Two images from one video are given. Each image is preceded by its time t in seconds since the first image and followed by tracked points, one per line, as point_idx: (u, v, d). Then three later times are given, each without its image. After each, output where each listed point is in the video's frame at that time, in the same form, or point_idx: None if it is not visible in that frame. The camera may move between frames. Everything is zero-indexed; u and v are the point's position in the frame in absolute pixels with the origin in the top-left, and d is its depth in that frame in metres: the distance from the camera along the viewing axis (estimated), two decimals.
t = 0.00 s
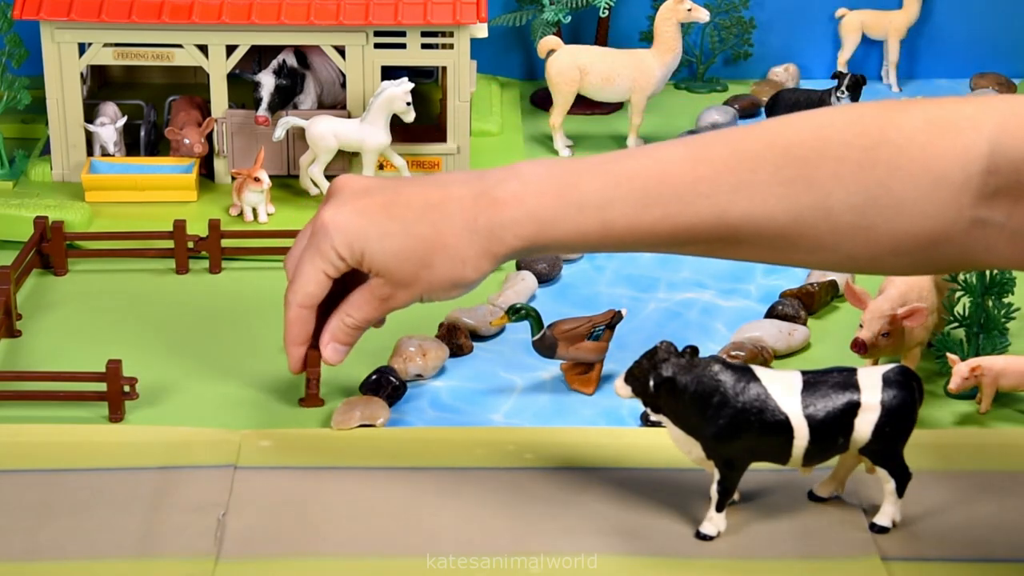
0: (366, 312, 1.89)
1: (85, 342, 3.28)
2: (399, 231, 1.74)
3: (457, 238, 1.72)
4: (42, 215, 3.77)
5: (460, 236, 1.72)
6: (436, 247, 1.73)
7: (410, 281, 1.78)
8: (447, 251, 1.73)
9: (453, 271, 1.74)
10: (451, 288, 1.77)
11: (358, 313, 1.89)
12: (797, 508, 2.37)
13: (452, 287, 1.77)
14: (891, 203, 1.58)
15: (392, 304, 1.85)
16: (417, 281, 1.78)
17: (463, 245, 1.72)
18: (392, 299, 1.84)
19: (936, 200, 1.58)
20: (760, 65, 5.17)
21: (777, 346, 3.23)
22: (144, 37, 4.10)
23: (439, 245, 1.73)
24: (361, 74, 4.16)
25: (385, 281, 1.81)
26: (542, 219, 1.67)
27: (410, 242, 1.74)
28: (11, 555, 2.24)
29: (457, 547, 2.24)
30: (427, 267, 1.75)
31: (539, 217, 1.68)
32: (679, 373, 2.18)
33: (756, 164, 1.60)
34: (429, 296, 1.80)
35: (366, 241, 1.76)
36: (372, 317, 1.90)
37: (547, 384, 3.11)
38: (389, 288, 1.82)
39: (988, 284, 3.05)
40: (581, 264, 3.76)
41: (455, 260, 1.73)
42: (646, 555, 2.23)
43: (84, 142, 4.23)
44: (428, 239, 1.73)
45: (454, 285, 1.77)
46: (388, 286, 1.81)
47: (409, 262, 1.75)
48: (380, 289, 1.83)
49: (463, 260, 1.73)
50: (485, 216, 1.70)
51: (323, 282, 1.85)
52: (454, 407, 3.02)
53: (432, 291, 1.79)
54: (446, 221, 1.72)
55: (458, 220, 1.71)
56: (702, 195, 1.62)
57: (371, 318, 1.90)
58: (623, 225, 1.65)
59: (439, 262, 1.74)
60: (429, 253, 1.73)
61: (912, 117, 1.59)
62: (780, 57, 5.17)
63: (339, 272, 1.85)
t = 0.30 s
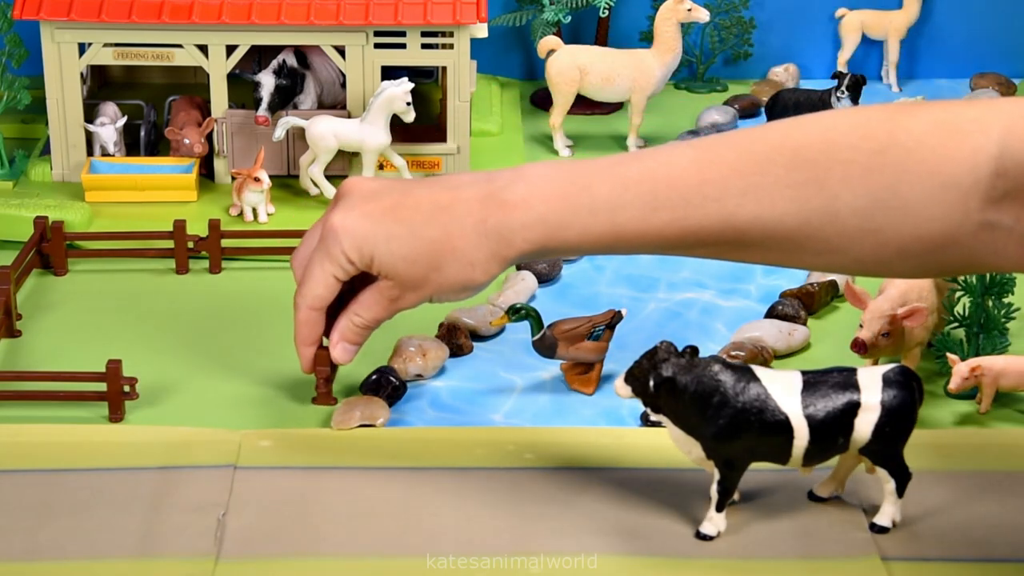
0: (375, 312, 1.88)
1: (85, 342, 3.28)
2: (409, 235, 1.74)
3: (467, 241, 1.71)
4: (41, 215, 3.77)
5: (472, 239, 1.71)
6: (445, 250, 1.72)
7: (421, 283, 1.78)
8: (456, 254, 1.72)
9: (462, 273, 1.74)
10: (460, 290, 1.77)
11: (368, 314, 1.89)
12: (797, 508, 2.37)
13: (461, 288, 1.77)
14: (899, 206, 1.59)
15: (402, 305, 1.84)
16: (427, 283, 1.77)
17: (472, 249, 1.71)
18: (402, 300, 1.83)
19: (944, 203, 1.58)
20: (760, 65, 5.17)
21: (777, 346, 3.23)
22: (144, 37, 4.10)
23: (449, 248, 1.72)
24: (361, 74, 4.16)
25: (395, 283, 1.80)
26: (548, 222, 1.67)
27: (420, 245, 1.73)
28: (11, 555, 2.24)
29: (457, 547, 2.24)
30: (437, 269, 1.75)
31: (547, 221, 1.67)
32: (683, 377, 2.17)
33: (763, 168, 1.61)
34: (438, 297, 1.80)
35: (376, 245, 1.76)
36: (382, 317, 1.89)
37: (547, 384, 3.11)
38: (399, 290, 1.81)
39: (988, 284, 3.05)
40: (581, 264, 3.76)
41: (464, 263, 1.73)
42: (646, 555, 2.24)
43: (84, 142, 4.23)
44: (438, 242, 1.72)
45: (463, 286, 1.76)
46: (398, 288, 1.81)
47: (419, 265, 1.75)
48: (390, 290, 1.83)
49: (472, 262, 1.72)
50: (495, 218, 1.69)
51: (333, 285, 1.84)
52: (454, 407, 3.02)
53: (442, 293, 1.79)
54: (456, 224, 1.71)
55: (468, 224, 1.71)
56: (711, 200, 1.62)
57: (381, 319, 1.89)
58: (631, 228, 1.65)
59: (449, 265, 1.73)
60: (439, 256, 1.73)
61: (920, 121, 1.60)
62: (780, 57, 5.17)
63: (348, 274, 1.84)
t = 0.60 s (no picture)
0: (379, 314, 1.84)
1: (86, 342, 3.28)
2: (415, 236, 1.71)
3: (472, 243, 1.69)
4: (42, 215, 3.77)
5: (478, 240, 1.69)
6: (450, 251, 1.70)
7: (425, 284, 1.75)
8: (460, 255, 1.70)
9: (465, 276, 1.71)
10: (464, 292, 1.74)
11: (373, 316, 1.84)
12: (797, 509, 2.37)
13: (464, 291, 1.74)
14: (902, 207, 1.60)
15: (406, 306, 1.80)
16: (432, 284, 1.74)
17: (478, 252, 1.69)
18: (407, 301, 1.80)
19: (949, 206, 1.59)
20: (760, 65, 5.17)
21: (777, 346, 3.24)
22: (144, 37, 4.10)
23: (454, 249, 1.70)
24: (361, 74, 4.16)
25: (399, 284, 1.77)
26: (550, 224, 1.67)
27: (425, 246, 1.71)
28: (11, 555, 2.24)
29: (457, 547, 2.24)
30: (441, 270, 1.72)
31: (548, 222, 1.66)
32: (685, 378, 2.17)
33: (768, 171, 1.61)
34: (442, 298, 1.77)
35: (381, 244, 1.73)
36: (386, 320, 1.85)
37: (547, 384, 3.11)
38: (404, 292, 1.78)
39: (988, 284, 3.05)
40: (581, 264, 3.76)
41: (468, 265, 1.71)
42: (646, 555, 2.24)
43: (84, 142, 4.23)
44: (442, 243, 1.70)
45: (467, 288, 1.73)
46: (402, 289, 1.78)
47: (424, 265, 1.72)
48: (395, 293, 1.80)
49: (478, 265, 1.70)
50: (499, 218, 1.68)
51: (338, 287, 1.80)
52: (454, 407, 3.02)
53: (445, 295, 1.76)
54: (461, 226, 1.69)
55: (473, 226, 1.69)
56: (715, 201, 1.62)
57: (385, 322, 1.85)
58: (636, 230, 1.64)
59: (453, 267, 1.71)
60: (444, 256, 1.71)
61: (925, 124, 1.60)
62: (780, 57, 5.17)
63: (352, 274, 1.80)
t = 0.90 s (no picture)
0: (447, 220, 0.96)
1: (86, 342, 3.28)
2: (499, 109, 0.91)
3: (555, 142, 0.90)
4: (41, 214, 3.77)
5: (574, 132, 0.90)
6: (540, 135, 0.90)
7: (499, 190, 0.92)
8: (543, 154, 0.90)
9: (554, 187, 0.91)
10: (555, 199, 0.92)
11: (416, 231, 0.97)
12: (797, 509, 2.37)
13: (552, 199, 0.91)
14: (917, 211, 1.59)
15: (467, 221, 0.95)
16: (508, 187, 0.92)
17: (555, 160, 0.90)
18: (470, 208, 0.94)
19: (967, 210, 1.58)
20: (760, 65, 5.17)
21: (777, 346, 3.23)
22: (144, 37, 4.10)
23: (546, 132, 0.90)
24: (361, 74, 4.16)
25: (463, 188, 0.94)
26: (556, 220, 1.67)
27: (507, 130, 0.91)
28: (11, 555, 2.24)
29: (457, 547, 2.24)
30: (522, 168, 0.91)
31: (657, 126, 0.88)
32: (687, 377, 2.17)
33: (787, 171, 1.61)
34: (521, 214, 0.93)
35: (446, 129, 0.92)
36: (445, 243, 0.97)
37: (547, 384, 3.11)
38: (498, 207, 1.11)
39: (988, 283, 3.05)
40: (581, 264, 3.76)
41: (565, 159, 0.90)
42: (646, 555, 2.23)
43: (84, 142, 4.23)
44: (527, 124, 0.90)
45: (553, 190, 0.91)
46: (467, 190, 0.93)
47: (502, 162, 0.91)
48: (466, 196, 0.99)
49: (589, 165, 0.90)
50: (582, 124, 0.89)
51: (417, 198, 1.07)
52: (454, 407, 3.02)
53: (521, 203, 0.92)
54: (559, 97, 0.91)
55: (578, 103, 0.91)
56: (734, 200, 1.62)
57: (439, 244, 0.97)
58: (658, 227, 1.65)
59: (540, 165, 0.90)
60: (527, 146, 0.90)
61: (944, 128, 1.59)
62: (781, 57, 5.17)
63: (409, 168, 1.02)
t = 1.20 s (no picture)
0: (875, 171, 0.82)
1: (86, 342, 3.28)
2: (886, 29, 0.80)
3: (945, 43, 0.78)
4: (41, 214, 3.77)
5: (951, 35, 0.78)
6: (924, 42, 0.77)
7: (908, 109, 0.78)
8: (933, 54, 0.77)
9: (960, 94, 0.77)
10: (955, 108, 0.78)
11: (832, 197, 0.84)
12: (797, 509, 2.37)
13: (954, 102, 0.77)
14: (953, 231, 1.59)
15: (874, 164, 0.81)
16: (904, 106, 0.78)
17: (953, 56, 0.77)
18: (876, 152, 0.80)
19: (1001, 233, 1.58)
20: (760, 65, 5.16)
21: (777, 346, 3.24)
22: (144, 37, 4.10)
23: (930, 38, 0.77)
24: (361, 74, 4.15)
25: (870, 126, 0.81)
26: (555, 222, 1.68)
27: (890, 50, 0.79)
28: (11, 555, 2.24)
29: (456, 547, 2.24)
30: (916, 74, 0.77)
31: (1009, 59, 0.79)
32: (688, 378, 2.17)
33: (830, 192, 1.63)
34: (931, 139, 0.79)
35: (827, 80, 0.81)
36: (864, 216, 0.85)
37: (547, 384, 3.11)
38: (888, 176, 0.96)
39: (988, 284, 3.06)
40: (581, 264, 3.76)
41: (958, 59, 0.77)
42: (646, 555, 2.24)
43: (84, 142, 4.23)
44: (911, 38, 0.78)
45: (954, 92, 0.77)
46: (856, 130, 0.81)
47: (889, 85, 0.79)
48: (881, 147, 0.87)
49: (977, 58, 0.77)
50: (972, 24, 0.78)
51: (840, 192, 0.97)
52: (454, 407, 3.02)
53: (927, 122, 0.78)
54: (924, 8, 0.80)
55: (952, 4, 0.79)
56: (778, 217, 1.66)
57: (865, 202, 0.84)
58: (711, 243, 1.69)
59: (942, 68, 0.76)
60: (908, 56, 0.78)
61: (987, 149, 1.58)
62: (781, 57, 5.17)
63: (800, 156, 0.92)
